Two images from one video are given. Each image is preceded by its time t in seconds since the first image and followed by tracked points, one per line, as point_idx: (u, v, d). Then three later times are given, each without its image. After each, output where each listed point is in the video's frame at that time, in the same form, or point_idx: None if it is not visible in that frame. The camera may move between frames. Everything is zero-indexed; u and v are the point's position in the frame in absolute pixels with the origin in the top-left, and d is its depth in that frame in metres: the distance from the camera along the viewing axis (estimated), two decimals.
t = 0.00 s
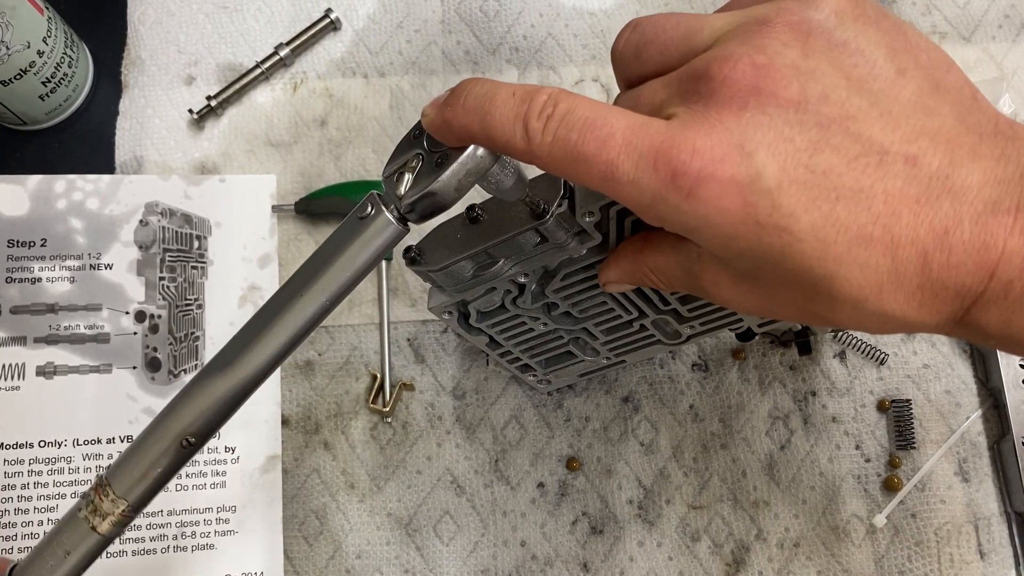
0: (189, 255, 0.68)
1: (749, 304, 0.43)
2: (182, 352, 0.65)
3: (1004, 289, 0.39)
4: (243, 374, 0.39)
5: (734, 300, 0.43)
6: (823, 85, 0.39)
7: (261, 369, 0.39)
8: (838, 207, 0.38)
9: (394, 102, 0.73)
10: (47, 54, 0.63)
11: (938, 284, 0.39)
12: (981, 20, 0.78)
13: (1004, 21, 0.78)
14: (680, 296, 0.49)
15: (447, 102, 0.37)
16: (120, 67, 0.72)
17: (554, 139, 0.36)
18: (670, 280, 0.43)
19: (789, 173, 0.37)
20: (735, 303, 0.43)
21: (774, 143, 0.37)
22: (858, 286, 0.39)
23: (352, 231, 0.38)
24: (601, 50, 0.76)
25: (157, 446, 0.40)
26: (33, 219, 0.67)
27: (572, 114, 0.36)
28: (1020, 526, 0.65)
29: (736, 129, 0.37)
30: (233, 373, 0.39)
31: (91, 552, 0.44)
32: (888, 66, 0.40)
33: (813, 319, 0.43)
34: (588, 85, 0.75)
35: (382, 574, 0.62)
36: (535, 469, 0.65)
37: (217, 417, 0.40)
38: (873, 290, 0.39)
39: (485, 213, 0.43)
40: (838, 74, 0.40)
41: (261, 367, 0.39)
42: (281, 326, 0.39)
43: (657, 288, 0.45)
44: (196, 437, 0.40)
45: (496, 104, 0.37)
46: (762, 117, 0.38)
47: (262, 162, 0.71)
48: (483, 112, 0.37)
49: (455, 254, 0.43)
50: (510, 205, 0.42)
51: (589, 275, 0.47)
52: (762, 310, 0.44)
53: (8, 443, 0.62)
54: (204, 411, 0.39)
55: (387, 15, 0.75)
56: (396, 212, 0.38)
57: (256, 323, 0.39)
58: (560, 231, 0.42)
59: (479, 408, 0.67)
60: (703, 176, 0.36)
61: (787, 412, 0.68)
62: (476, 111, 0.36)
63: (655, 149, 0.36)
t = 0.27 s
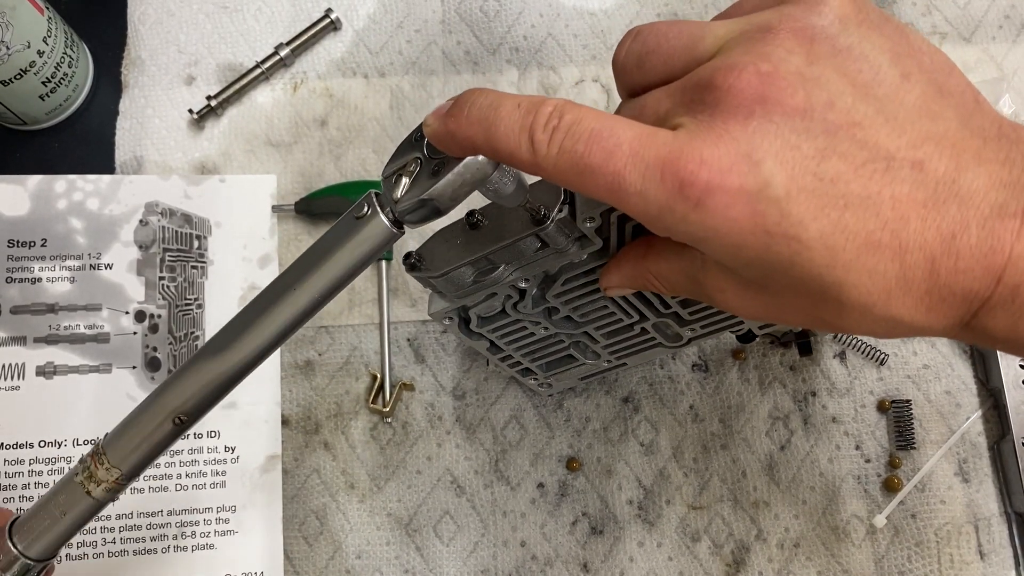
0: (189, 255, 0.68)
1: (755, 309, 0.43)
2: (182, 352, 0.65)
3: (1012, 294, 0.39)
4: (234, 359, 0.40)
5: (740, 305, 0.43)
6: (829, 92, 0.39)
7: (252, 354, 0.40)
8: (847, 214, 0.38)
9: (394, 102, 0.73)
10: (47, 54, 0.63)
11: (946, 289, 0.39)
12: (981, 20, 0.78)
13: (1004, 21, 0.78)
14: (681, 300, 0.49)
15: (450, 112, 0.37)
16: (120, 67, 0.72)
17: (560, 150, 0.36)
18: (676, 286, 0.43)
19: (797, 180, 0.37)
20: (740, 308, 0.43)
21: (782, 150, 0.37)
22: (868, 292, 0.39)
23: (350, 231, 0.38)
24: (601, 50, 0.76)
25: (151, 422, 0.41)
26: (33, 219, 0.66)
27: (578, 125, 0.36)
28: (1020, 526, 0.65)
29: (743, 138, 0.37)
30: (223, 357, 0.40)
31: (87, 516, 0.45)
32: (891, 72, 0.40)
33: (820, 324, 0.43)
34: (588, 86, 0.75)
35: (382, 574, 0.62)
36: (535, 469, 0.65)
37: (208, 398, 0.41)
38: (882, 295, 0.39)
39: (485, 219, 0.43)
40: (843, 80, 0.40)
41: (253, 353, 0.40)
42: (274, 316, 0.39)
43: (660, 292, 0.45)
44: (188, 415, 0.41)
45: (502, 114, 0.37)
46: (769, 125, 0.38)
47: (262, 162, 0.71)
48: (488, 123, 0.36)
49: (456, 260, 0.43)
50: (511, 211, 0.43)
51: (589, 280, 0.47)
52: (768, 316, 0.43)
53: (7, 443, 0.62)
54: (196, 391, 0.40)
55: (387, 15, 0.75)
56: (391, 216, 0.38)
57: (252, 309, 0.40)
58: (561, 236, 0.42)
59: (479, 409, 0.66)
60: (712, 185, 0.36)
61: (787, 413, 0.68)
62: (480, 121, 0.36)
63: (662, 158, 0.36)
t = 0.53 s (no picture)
0: (191, 253, 0.68)
1: (761, 319, 0.43)
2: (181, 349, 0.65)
3: (1018, 302, 0.39)
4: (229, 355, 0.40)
5: (745, 315, 0.43)
6: (835, 104, 0.39)
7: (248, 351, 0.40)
8: (856, 227, 0.38)
9: (395, 102, 0.73)
10: (48, 54, 0.63)
11: (954, 299, 0.39)
12: (982, 21, 0.78)
13: (1005, 22, 0.78)
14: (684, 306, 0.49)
15: (452, 127, 0.37)
16: (120, 66, 0.72)
17: (566, 168, 0.36)
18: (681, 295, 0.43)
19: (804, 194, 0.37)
20: (745, 317, 0.43)
21: (788, 163, 0.37)
22: (877, 304, 0.39)
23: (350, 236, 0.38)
24: (602, 50, 0.76)
25: (150, 407, 0.42)
26: (34, 218, 0.66)
27: (583, 142, 0.36)
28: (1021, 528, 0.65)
29: (749, 153, 0.37)
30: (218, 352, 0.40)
31: (87, 491, 0.47)
32: (897, 83, 0.40)
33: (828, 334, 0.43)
34: (589, 86, 0.74)
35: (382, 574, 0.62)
36: (535, 470, 0.65)
37: (204, 390, 0.41)
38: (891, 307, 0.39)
39: (486, 228, 0.43)
40: (848, 91, 0.39)
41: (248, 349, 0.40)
42: (269, 316, 0.39)
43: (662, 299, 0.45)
44: (185, 404, 0.42)
45: (504, 131, 0.36)
46: (775, 139, 0.38)
47: (263, 162, 0.71)
48: (492, 140, 0.36)
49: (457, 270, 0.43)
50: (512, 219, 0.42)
51: (591, 287, 0.47)
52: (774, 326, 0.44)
53: (7, 438, 0.62)
54: (192, 382, 0.41)
55: (388, 15, 0.75)
56: (388, 224, 0.38)
57: (248, 307, 0.40)
58: (563, 245, 0.41)
59: (479, 409, 0.66)
60: (720, 201, 0.35)
61: (788, 414, 0.68)
62: (482, 138, 0.36)
63: (669, 175, 0.35)
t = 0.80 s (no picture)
0: (191, 253, 0.68)
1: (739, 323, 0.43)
2: (182, 349, 0.65)
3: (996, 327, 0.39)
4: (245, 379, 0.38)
5: (724, 315, 0.43)
6: (826, 109, 0.39)
7: (264, 373, 0.38)
8: (833, 235, 0.37)
9: (395, 102, 0.73)
10: (48, 54, 0.63)
11: (931, 320, 0.39)
12: (982, 22, 0.78)
13: (1006, 23, 0.78)
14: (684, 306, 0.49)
15: (443, 110, 0.37)
16: (121, 66, 0.72)
17: (549, 151, 0.36)
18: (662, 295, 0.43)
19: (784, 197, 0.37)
20: (724, 319, 0.43)
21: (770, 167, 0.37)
22: (850, 316, 0.39)
23: (354, 239, 0.37)
24: (603, 50, 0.76)
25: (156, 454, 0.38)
26: (34, 218, 0.66)
27: (568, 126, 0.36)
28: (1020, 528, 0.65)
29: (734, 150, 0.37)
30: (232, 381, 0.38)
31: (93, 560, 0.42)
32: (894, 96, 0.40)
33: (803, 343, 0.43)
34: (589, 86, 0.74)
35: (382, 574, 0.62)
36: (535, 470, 0.65)
37: (216, 425, 0.38)
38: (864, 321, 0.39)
39: (486, 228, 0.43)
40: (843, 97, 0.39)
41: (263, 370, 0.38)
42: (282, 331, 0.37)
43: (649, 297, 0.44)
44: (194, 446, 0.38)
45: (492, 113, 0.36)
46: (762, 138, 0.38)
47: (263, 162, 0.71)
48: (480, 121, 0.36)
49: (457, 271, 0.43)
50: (512, 220, 0.42)
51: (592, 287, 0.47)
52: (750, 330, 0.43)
53: (7, 439, 0.62)
54: (205, 417, 0.38)
55: (389, 15, 0.75)
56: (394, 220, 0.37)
57: (260, 326, 0.38)
58: (563, 245, 0.41)
59: (479, 409, 0.66)
60: (695, 196, 0.36)
61: (788, 414, 0.68)
62: (470, 119, 0.36)
63: (650, 165, 0.36)
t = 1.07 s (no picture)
0: (192, 253, 0.68)
1: (729, 319, 0.43)
2: (182, 349, 0.65)
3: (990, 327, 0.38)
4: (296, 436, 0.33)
5: (713, 311, 0.43)
6: (816, 102, 0.39)
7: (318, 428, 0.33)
8: (814, 227, 0.37)
9: (396, 103, 0.73)
10: (48, 54, 0.63)
11: (920, 318, 0.38)
12: (984, 23, 0.78)
13: (1007, 24, 0.78)
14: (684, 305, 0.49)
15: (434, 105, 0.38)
16: (121, 66, 0.72)
17: (535, 142, 0.36)
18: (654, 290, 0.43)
19: (767, 188, 0.37)
20: (716, 315, 0.43)
21: (753, 158, 0.37)
22: (834, 310, 0.38)
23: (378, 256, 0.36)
24: (604, 51, 0.76)
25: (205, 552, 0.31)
26: (35, 218, 0.66)
27: (553, 118, 0.36)
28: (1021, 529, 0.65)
29: (720, 141, 0.37)
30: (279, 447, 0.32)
31: None
32: (886, 92, 0.40)
33: (794, 340, 0.42)
34: (590, 87, 0.74)
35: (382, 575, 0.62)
36: (536, 470, 0.65)
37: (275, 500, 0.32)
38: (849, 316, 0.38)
39: (486, 227, 0.43)
40: (833, 91, 0.39)
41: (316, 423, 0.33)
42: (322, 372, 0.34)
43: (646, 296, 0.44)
44: (256, 530, 0.31)
45: (479, 107, 0.37)
46: (749, 129, 0.38)
47: (263, 162, 0.71)
48: (466, 114, 0.37)
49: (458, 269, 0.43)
50: (512, 218, 0.42)
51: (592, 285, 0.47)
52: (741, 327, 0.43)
53: (8, 439, 0.62)
54: (258, 494, 0.32)
55: (390, 16, 0.75)
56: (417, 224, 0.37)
57: (298, 374, 0.34)
58: (563, 243, 0.42)
59: (480, 410, 0.66)
60: (677, 185, 0.36)
61: (788, 415, 0.68)
62: (458, 114, 0.37)
63: (635, 153, 0.36)
